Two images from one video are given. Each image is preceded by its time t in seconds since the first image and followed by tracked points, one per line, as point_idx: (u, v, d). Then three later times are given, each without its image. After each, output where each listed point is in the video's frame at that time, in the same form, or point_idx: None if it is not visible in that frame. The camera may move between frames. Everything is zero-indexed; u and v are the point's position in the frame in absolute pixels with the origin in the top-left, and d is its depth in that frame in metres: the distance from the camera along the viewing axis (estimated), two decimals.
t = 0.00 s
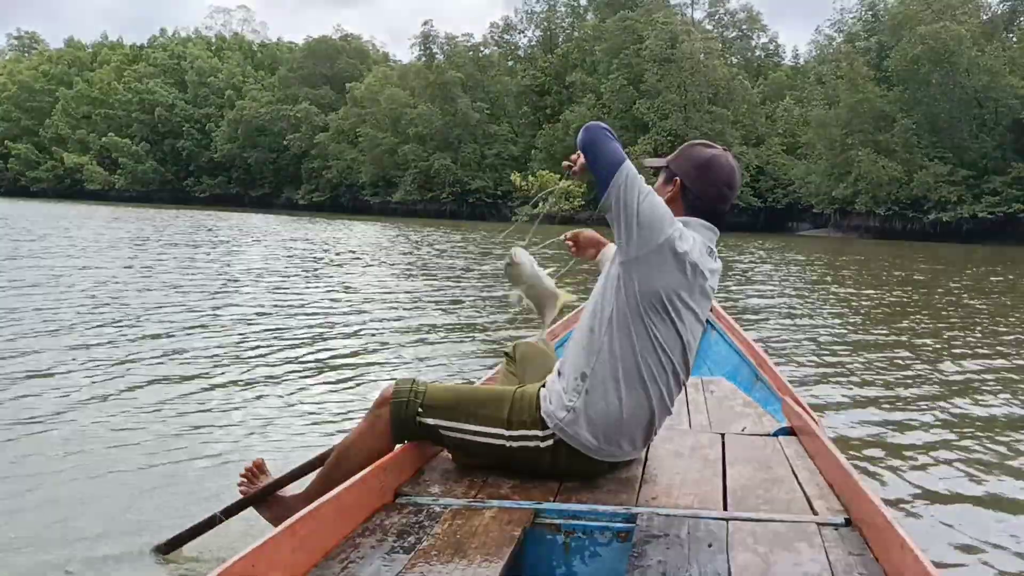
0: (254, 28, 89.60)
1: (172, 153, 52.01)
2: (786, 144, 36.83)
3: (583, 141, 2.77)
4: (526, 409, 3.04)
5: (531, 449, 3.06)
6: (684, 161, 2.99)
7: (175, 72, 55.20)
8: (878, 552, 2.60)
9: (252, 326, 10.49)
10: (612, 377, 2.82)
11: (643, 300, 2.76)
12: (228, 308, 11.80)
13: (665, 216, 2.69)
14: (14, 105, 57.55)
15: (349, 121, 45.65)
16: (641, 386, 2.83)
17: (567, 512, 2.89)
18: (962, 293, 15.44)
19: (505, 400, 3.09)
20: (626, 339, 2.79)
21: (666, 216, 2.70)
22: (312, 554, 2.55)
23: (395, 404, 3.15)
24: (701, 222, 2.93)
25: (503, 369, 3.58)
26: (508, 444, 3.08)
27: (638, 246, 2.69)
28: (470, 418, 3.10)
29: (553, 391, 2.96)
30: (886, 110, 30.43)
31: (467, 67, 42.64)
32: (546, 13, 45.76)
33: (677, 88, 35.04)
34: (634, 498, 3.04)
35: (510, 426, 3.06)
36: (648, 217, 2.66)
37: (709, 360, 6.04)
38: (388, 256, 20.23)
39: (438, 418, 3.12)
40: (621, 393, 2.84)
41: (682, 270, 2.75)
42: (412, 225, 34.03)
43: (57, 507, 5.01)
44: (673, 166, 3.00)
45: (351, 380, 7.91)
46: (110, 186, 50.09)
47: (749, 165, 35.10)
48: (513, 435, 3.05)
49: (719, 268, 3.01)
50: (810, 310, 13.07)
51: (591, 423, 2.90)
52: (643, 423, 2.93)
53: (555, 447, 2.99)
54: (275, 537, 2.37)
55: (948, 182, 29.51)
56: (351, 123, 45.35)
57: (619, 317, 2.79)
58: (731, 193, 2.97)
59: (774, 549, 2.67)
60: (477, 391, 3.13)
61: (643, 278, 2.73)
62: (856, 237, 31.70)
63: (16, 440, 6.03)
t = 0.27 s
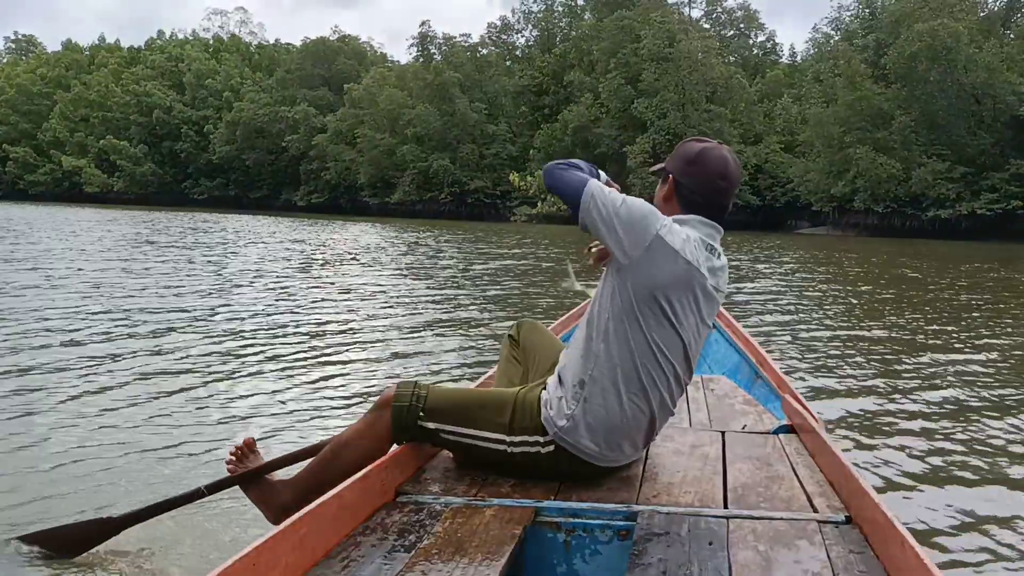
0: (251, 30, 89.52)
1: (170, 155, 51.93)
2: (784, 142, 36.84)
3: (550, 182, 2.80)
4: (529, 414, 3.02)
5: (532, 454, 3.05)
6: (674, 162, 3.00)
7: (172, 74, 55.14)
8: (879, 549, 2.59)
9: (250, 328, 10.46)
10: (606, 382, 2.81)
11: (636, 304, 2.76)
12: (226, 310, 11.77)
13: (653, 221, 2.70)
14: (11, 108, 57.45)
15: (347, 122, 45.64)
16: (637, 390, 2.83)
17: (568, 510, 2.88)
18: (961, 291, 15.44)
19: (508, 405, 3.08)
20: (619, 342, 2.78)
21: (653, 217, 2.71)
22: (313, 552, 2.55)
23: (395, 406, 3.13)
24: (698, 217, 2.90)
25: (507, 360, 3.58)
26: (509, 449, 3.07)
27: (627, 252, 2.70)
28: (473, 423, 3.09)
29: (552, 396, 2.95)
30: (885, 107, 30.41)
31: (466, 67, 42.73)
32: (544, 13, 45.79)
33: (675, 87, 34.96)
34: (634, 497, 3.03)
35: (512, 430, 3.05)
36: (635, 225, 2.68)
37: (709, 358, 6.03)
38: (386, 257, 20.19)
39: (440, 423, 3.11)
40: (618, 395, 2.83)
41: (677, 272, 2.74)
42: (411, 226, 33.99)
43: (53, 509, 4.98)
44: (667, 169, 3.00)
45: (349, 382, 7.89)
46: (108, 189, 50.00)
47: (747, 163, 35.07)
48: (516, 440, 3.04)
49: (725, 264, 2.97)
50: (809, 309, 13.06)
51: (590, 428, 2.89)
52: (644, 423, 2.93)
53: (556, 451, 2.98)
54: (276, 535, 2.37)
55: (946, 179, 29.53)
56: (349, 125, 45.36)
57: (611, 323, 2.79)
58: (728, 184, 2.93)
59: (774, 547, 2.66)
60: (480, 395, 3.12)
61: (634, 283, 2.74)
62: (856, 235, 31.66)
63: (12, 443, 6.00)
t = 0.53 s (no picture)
0: (249, 30, 89.43)
1: (169, 157, 51.91)
2: (782, 141, 36.91)
3: (521, 268, 2.98)
4: (529, 417, 2.98)
5: (533, 457, 3.02)
6: (660, 165, 3.01)
7: (170, 76, 55.20)
8: (880, 547, 2.59)
9: (249, 329, 10.45)
10: (596, 392, 2.81)
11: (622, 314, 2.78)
12: (224, 311, 11.75)
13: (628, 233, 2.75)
14: (9, 110, 57.42)
15: (345, 123, 45.68)
16: (631, 394, 2.81)
17: (569, 510, 2.87)
18: (959, 289, 15.45)
19: (509, 405, 3.02)
20: (606, 352, 2.79)
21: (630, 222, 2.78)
22: (315, 553, 2.55)
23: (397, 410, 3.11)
24: (689, 213, 2.89)
25: (514, 356, 3.58)
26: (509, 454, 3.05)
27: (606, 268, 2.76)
28: (474, 426, 3.02)
29: (550, 401, 2.92)
30: (883, 106, 30.42)
31: (463, 68, 42.83)
32: (542, 13, 45.85)
33: (673, 86, 34.89)
34: (636, 495, 3.03)
35: (511, 434, 3.02)
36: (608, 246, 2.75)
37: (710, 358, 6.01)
38: (385, 258, 20.16)
39: (442, 424, 3.02)
40: (611, 399, 2.82)
41: (663, 275, 2.74)
42: (410, 226, 33.96)
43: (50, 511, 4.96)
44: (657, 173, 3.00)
45: (348, 382, 7.88)
46: (106, 190, 49.91)
47: (746, 163, 35.04)
48: (516, 443, 3.01)
49: (724, 254, 2.93)
50: (808, 307, 13.05)
51: (587, 438, 2.89)
52: (644, 427, 2.91)
53: (555, 455, 2.98)
54: (277, 536, 2.37)
55: (944, 177, 29.56)
56: (347, 125, 45.35)
57: (599, 335, 2.81)
58: (714, 170, 2.89)
59: (774, 546, 2.66)
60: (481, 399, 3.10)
61: (618, 295, 2.77)
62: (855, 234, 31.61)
63: (9, 445, 5.98)
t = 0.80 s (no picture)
0: (247, 30, 89.39)
1: (166, 157, 51.85)
2: (780, 141, 36.96)
3: (512, 306, 2.98)
4: (529, 423, 2.99)
5: (534, 464, 3.02)
6: (644, 169, 3.02)
7: (168, 76, 55.19)
8: (883, 549, 2.59)
9: (247, 330, 10.44)
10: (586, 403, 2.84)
11: (611, 324, 2.80)
12: (222, 312, 11.74)
13: (611, 243, 2.75)
14: (7, 110, 57.34)
15: (344, 123, 45.66)
16: (621, 401, 2.82)
17: (571, 511, 2.87)
18: (956, 289, 15.48)
19: (507, 413, 3.03)
20: (596, 361, 2.81)
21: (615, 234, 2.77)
22: (317, 555, 2.55)
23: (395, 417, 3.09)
24: (677, 212, 2.89)
25: (515, 359, 3.58)
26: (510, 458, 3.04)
27: (592, 280, 2.76)
28: (474, 434, 3.03)
29: (546, 408, 2.95)
30: (881, 106, 30.42)
31: (461, 68, 42.89)
32: (540, 13, 45.88)
33: (672, 86, 34.76)
34: (638, 496, 3.03)
35: (513, 442, 3.01)
36: (592, 259, 2.75)
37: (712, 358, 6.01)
38: (383, 258, 20.15)
39: (441, 434, 3.03)
40: (605, 412, 2.84)
41: (649, 281, 2.74)
42: (408, 226, 33.96)
43: (49, 513, 4.94)
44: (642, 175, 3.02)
45: (347, 383, 7.87)
46: (104, 190, 49.86)
47: (744, 163, 34.99)
48: (517, 452, 3.01)
49: (714, 251, 2.92)
50: (806, 307, 13.05)
51: (584, 446, 2.91)
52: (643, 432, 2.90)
53: (556, 461, 2.98)
54: (279, 537, 2.36)
55: (942, 177, 29.59)
56: (345, 125, 45.37)
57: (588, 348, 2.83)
58: (695, 168, 2.92)
59: (778, 546, 2.66)
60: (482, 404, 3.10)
61: (605, 305, 2.79)
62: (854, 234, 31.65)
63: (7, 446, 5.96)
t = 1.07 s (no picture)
0: (244, 30, 89.31)
1: (164, 157, 51.81)
2: (779, 141, 37.00)
3: (505, 328, 2.89)
4: (530, 429, 3.01)
5: (536, 470, 3.03)
6: (624, 172, 3.03)
7: (166, 76, 55.19)
8: (888, 547, 2.59)
9: (246, 330, 10.43)
10: (586, 408, 2.88)
11: (607, 334, 2.81)
12: (222, 313, 11.73)
13: (603, 249, 2.74)
14: (5, 111, 57.28)
15: (342, 123, 45.64)
16: (620, 407, 2.85)
17: (575, 512, 2.87)
18: (955, 288, 15.53)
19: (507, 419, 3.06)
20: (595, 372, 2.84)
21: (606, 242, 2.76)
22: (321, 559, 2.55)
23: (395, 428, 3.08)
24: (665, 209, 2.90)
25: (514, 359, 3.57)
26: (511, 467, 3.05)
27: (589, 293, 2.73)
28: (475, 442, 3.07)
29: (547, 414, 2.96)
30: (879, 106, 30.45)
31: (459, 67, 42.81)
32: (538, 13, 45.89)
33: (670, 87, 34.67)
34: (642, 498, 3.02)
35: (515, 449, 3.03)
36: (586, 270, 2.73)
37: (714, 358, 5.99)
38: (382, 258, 20.14)
39: (442, 443, 3.07)
40: (606, 420, 2.87)
41: (640, 287, 2.76)
42: (406, 226, 33.97)
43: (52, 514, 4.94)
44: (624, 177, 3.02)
45: (348, 383, 7.87)
46: (102, 190, 49.81)
47: (742, 162, 35.09)
48: (519, 459, 3.03)
49: (703, 246, 2.93)
50: (806, 307, 13.08)
51: (585, 452, 2.93)
52: (644, 436, 2.93)
53: (557, 468, 2.99)
54: (283, 544, 2.36)
55: (940, 177, 29.63)
56: (343, 125, 45.34)
57: (587, 356, 2.85)
58: (678, 166, 2.94)
59: (782, 546, 2.66)
60: (481, 413, 3.10)
61: (600, 315, 2.80)
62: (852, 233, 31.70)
63: (6, 448, 5.94)
